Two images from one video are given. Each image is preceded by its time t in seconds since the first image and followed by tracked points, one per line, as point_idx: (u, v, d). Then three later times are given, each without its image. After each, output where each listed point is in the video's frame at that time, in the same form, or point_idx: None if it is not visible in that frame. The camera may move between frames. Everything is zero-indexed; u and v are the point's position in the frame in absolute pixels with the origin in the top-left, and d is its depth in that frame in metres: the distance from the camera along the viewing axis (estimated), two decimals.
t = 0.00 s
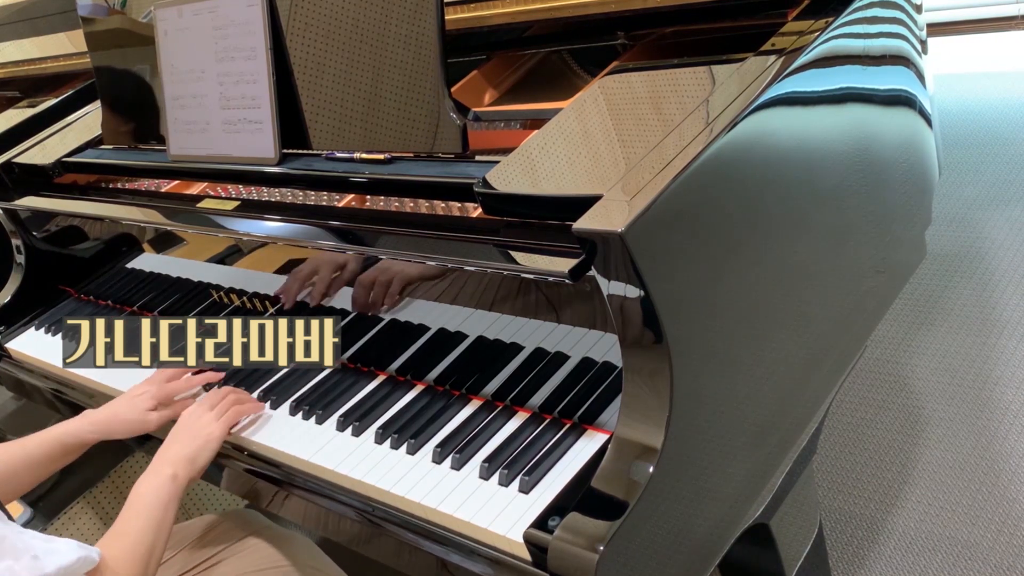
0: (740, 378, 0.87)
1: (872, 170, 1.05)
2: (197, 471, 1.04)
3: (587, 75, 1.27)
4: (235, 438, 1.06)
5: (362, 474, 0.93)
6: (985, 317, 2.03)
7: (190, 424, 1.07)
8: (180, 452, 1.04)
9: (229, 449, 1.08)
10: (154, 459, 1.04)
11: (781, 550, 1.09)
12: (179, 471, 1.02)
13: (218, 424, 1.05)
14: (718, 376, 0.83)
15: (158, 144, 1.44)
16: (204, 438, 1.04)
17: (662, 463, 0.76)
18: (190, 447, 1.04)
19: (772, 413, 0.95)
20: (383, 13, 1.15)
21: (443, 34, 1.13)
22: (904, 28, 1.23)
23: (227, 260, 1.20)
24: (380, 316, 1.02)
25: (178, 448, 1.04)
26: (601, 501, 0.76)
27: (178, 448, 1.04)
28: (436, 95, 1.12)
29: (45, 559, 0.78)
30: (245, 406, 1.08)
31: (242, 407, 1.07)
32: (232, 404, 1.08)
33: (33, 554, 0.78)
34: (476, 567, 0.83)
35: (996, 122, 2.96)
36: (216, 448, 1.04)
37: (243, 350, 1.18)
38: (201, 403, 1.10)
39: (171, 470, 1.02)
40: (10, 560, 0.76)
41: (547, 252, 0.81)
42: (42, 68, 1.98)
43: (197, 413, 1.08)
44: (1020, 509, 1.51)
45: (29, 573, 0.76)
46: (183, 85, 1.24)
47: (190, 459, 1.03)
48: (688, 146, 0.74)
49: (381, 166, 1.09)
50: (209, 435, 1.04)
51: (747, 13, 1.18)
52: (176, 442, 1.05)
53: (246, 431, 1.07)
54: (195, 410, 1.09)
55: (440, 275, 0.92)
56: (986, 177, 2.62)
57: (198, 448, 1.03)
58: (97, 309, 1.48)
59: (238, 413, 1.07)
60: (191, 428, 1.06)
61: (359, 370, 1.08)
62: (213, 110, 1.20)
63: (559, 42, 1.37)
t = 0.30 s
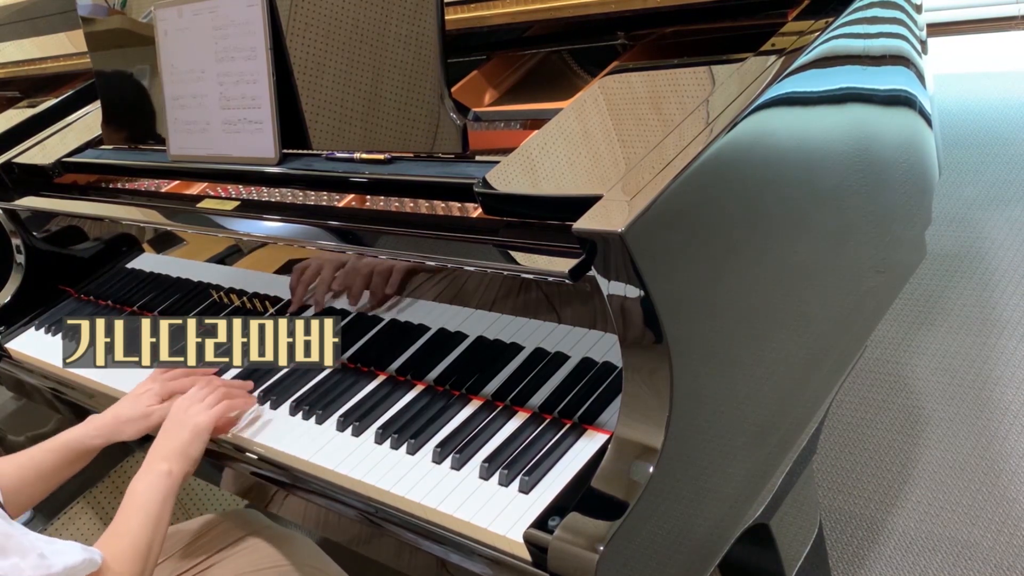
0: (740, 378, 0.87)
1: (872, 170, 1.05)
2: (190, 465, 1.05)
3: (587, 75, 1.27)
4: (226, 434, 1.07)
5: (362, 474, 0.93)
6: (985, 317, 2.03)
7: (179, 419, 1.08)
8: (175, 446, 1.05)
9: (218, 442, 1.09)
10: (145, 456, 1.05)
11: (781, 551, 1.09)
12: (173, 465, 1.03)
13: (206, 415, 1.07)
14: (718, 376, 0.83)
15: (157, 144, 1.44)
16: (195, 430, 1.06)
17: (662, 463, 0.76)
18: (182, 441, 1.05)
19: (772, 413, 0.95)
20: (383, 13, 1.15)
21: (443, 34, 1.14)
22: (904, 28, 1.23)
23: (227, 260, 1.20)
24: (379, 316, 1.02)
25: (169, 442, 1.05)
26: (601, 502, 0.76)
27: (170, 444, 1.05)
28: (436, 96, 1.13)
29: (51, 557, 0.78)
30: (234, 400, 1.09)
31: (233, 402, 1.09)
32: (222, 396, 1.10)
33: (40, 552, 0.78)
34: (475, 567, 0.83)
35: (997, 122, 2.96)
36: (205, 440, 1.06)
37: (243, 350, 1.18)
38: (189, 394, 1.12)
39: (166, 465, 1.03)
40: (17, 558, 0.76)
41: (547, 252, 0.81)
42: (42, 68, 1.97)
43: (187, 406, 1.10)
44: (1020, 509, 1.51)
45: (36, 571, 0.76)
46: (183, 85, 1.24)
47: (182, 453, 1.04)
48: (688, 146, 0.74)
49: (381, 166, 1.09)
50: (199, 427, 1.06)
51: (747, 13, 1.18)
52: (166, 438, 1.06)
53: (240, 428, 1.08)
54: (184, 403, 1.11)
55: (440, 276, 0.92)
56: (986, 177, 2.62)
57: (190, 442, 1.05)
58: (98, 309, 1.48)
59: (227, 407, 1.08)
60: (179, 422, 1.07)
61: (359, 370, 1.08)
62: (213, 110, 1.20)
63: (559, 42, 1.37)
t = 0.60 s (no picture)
0: (740, 378, 0.87)
1: (872, 170, 1.05)
2: (186, 472, 1.05)
3: (587, 75, 1.27)
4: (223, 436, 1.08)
5: (362, 474, 0.93)
6: (986, 317, 2.03)
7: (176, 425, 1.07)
8: (171, 452, 1.04)
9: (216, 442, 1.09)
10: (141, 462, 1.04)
11: (781, 551, 1.10)
12: (169, 471, 1.03)
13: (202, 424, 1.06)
14: (718, 376, 0.83)
15: (157, 144, 1.44)
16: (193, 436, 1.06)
17: (662, 463, 0.76)
18: (178, 449, 1.04)
19: (772, 413, 0.96)
20: (383, 13, 1.15)
21: (443, 34, 1.14)
22: (904, 28, 1.23)
23: (227, 260, 1.20)
24: (379, 316, 1.02)
25: (164, 449, 1.05)
26: (601, 501, 0.76)
27: (166, 448, 1.05)
28: (436, 95, 1.12)
29: (39, 557, 0.78)
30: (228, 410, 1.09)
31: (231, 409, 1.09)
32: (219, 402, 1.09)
33: (27, 553, 0.78)
34: (476, 567, 0.83)
35: (997, 122, 2.96)
36: (201, 447, 1.06)
37: (243, 350, 1.18)
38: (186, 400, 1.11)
39: (161, 472, 1.02)
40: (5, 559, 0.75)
41: (547, 252, 0.81)
42: (42, 68, 1.97)
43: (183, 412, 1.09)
44: (1020, 509, 1.51)
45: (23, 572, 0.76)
46: (183, 85, 1.24)
47: (179, 459, 1.04)
48: (688, 146, 0.74)
49: (381, 166, 1.09)
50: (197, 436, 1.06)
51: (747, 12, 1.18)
52: (161, 444, 1.05)
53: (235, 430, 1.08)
54: (180, 408, 1.11)
55: (440, 276, 0.92)
56: (986, 177, 2.62)
57: (186, 448, 1.05)
58: (98, 309, 1.48)
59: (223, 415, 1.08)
60: (175, 429, 1.07)
61: (359, 370, 1.08)
62: (213, 110, 1.20)
63: (559, 42, 1.37)
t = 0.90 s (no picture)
0: (740, 378, 0.87)
1: (872, 170, 1.05)
2: (179, 437, 1.05)
3: (587, 75, 1.27)
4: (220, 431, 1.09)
5: (362, 474, 0.93)
6: (986, 317, 2.03)
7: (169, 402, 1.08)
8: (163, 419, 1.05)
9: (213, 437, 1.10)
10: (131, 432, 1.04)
11: (781, 550, 1.10)
12: (162, 433, 1.03)
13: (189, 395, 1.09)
14: (718, 376, 0.83)
15: (157, 144, 1.44)
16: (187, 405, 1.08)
17: (662, 463, 0.76)
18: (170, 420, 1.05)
19: (772, 413, 0.96)
20: (383, 13, 1.15)
21: (443, 34, 1.13)
22: (904, 28, 1.23)
23: (227, 260, 1.20)
24: (379, 316, 1.02)
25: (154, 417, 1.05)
26: (601, 502, 0.76)
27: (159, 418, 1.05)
28: (436, 94, 1.12)
29: (26, 521, 0.76)
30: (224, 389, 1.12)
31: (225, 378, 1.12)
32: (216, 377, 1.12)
33: (13, 520, 0.75)
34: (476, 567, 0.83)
35: (996, 122, 2.96)
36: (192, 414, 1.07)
37: (243, 350, 1.18)
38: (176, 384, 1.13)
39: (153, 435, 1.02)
40: None
41: (547, 252, 0.81)
42: (42, 68, 1.97)
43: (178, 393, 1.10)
44: (1020, 509, 1.51)
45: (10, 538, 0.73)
46: (183, 85, 1.24)
47: (171, 425, 1.05)
48: (688, 146, 0.74)
49: (381, 166, 1.09)
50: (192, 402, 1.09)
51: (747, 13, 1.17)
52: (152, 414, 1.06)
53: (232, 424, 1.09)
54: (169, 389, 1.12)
55: (440, 275, 0.92)
56: (986, 177, 2.62)
57: (178, 415, 1.06)
58: (98, 309, 1.48)
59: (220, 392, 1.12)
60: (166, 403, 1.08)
61: (359, 370, 1.08)
62: (213, 110, 1.20)
63: (559, 42, 1.37)
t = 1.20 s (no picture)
0: (741, 378, 0.87)
1: (871, 170, 1.05)
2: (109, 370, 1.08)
3: (587, 75, 1.27)
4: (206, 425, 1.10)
5: (362, 474, 0.92)
6: (986, 317, 2.03)
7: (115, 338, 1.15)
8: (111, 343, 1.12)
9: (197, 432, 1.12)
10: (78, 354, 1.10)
11: (781, 551, 1.10)
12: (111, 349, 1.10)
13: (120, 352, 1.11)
14: (719, 376, 0.83)
15: (157, 144, 1.44)
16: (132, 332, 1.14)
17: (662, 463, 0.76)
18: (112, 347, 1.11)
19: (772, 413, 0.95)
20: (382, 13, 1.15)
21: (443, 34, 1.13)
22: (904, 28, 1.23)
23: (227, 260, 1.20)
24: (379, 316, 1.02)
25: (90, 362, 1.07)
26: (601, 502, 0.76)
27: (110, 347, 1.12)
28: (435, 94, 1.12)
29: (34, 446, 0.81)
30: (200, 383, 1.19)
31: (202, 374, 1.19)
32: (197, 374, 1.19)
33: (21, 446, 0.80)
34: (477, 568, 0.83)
35: (996, 122, 2.96)
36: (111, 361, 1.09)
37: (243, 350, 1.18)
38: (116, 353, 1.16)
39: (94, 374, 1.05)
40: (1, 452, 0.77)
41: (547, 252, 0.81)
42: (42, 68, 1.97)
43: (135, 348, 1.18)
44: (1021, 509, 1.51)
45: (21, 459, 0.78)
46: (183, 86, 1.24)
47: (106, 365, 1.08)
48: (688, 146, 0.74)
49: (381, 166, 1.09)
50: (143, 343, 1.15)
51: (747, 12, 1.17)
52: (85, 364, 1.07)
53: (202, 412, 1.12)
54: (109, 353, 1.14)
55: (440, 275, 0.92)
56: (986, 177, 2.62)
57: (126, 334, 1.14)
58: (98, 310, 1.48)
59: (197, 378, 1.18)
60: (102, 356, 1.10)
61: (359, 370, 1.08)
62: (213, 110, 1.20)
63: (559, 42, 1.37)
